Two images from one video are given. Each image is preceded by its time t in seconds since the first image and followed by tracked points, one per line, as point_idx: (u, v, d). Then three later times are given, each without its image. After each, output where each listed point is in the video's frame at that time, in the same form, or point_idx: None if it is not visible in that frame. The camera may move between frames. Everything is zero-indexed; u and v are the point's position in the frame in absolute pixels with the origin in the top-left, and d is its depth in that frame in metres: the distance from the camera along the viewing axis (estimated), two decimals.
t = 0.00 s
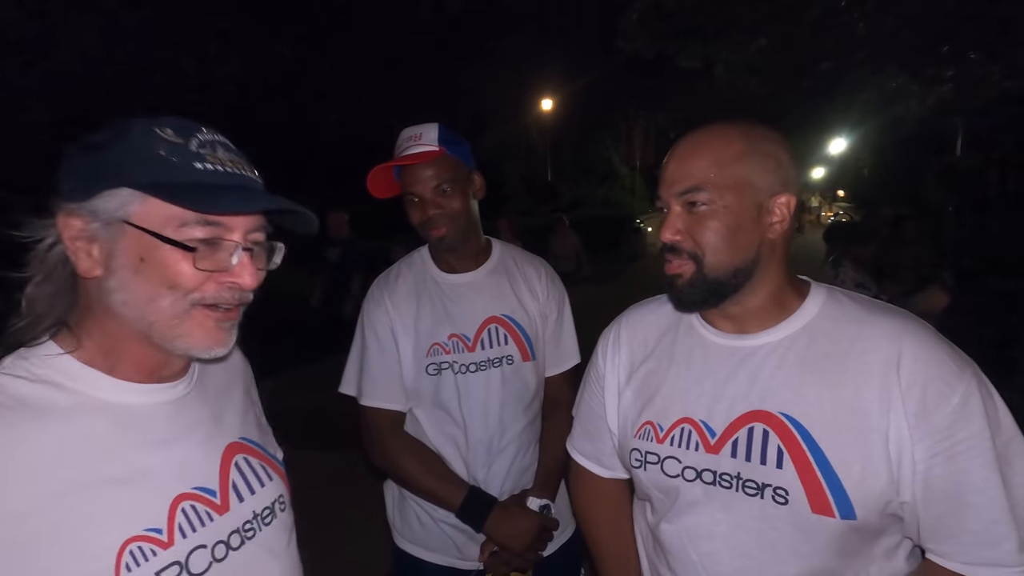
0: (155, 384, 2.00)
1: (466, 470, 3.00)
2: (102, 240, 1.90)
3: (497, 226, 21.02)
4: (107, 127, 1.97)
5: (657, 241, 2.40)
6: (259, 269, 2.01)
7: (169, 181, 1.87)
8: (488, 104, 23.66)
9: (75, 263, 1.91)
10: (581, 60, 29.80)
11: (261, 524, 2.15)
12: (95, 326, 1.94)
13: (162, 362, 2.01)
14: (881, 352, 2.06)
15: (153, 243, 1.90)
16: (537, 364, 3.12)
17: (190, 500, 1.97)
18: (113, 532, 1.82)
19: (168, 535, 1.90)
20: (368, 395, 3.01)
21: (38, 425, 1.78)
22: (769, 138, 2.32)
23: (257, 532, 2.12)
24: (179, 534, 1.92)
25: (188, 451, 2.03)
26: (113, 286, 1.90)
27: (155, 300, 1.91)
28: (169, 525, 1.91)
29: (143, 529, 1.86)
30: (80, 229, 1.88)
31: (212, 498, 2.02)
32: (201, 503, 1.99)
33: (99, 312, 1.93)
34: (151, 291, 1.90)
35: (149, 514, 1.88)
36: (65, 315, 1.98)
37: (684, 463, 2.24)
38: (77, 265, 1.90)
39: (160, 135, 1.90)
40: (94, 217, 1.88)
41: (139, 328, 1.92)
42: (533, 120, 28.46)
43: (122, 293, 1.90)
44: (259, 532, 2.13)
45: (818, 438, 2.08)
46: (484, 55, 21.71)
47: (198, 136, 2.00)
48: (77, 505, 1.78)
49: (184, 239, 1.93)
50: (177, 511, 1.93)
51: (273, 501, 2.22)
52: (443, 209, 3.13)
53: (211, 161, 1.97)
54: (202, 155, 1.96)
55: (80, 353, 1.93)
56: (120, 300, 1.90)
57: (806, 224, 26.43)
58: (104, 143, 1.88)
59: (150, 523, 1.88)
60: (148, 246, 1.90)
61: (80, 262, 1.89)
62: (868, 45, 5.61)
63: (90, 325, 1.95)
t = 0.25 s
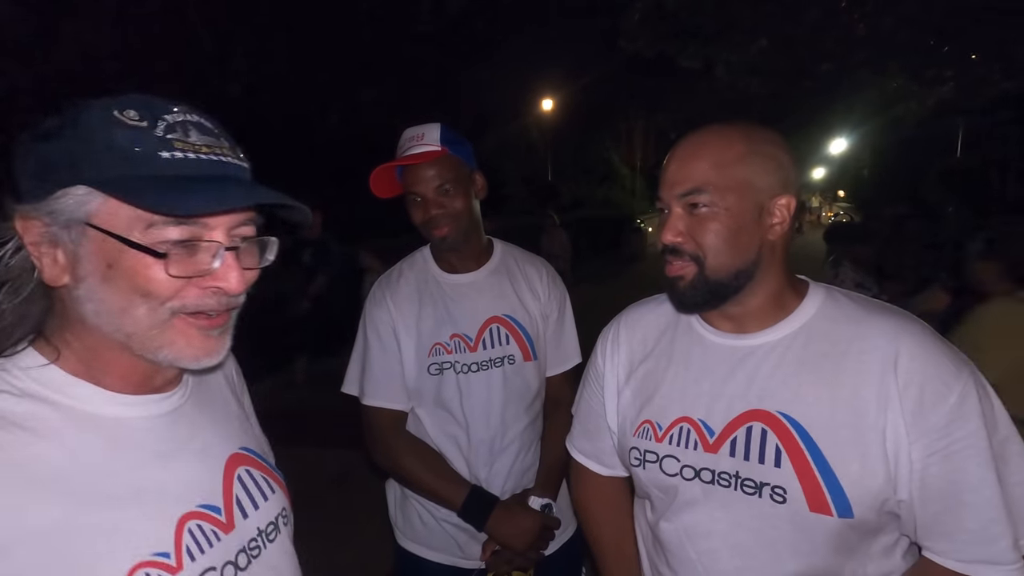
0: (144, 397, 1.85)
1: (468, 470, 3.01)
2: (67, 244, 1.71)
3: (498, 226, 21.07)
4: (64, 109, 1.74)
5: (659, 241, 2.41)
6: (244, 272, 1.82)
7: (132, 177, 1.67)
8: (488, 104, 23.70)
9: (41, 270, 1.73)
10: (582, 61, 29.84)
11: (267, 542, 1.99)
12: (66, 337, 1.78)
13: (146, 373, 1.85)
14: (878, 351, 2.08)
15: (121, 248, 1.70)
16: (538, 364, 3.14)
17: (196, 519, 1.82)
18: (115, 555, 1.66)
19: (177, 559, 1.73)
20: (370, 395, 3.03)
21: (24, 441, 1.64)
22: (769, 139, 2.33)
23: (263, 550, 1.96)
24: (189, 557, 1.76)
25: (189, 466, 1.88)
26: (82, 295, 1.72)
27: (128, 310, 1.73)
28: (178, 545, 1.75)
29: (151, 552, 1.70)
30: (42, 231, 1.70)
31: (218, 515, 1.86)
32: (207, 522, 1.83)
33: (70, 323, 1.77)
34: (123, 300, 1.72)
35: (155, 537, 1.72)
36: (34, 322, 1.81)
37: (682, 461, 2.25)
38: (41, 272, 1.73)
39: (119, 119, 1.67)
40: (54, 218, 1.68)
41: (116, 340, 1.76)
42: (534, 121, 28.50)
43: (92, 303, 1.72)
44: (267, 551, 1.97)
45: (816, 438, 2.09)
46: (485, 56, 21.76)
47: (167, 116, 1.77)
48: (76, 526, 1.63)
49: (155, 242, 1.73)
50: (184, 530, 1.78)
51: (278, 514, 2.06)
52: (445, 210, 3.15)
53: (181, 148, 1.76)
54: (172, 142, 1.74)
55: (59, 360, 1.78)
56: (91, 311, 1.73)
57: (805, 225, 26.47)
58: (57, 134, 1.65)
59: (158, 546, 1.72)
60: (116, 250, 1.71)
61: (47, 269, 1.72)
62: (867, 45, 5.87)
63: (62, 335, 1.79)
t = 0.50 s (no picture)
0: (163, 403, 1.81)
1: (472, 469, 3.04)
2: (120, 258, 1.66)
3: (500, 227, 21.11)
4: (30, 94, 1.58)
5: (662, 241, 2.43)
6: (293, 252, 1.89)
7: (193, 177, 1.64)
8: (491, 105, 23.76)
9: (85, 291, 1.65)
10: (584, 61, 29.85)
11: (274, 563, 1.96)
12: (118, 355, 1.73)
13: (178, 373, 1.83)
14: (878, 352, 2.09)
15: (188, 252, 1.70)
16: (541, 364, 3.15)
17: (208, 537, 1.78)
18: None
19: None
20: (374, 395, 3.06)
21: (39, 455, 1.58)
22: (770, 140, 2.35)
23: (270, 570, 1.93)
24: None
25: (204, 481, 1.83)
26: (147, 306, 1.69)
27: (200, 312, 1.74)
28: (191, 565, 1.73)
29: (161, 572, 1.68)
30: (82, 249, 1.62)
31: (228, 533, 1.83)
32: (218, 541, 1.80)
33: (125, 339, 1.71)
34: (194, 303, 1.73)
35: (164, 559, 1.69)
36: (55, 347, 1.70)
37: (683, 461, 2.27)
38: (90, 295, 1.65)
39: (147, 116, 1.62)
40: (105, 233, 1.63)
41: (183, 343, 1.76)
42: (536, 121, 28.53)
43: (160, 312, 1.70)
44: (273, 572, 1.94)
45: (815, 438, 2.11)
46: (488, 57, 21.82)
47: (185, 108, 1.72)
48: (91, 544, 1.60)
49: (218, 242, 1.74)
50: (197, 549, 1.75)
51: (286, 532, 2.03)
52: (449, 210, 3.17)
53: (218, 140, 1.74)
54: (207, 134, 1.72)
55: (84, 375, 1.71)
56: (160, 320, 1.70)
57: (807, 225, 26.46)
58: (70, 137, 1.54)
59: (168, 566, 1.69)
60: (184, 256, 1.70)
61: (95, 288, 1.65)
62: (869, 45, 5.92)
63: (105, 354, 1.72)
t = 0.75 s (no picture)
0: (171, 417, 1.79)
1: (474, 467, 3.06)
2: (144, 261, 1.69)
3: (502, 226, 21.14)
4: (58, 96, 1.59)
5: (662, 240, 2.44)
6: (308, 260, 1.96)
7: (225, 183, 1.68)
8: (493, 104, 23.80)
9: (102, 293, 1.66)
10: (587, 60, 29.84)
11: None
12: (138, 360, 1.75)
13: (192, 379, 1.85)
14: (878, 352, 2.11)
15: (211, 260, 1.76)
16: (543, 364, 3.18)
17: (209, 554, 1.72)
18: None
19: None
20: (377, 394, 3.08)
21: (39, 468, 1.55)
22: (771, 139, 2.37)
23: None
24: None
25: (205, 497, 1.78)
26: (168, 310, 1.73)
27: (218, 320, 1.79)
28: None
29: None
30: (103, 253, 1.63)
31: (229, 551, 1.77)
32: (218, 560, 1.74)
33: (142, 345, 1.74)
34: (214, 310, 1.78)
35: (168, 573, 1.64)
36: (68, 351, 1.71)
37: (684, 458, 2.29)
38: (107, 298, 1.66)
39: (183, 122, 1.65)
40: (131, 235, 1.66)
41: (199, 350, 1.80)
42: (538, 120, 28.54)
43: (180, 317, 1.74)
44: None
45: (815, 437, 2.13)
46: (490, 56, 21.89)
47: (215, 117, 1.75)
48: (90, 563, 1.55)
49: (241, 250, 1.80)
50: (197, 567, 1.69)
51: (287, 549, 1.98)
52: (452, 209, 3.20)
53: (248, 150, 1.80)
54: (238, 145, 1.77)
55: (93, 383, 1.70)
56: (180, 325, 1.75)
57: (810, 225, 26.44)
58: (105, 140, 1.55)
59: None
60: (206, 264, 1.75)
61: (111, 293, 1.66)
62: (871, 43, 5.93)
63: (114, 361, 1.73)
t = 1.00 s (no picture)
0: (148, 422, 1.77)
1: (472, 465, 3.06)
2: (125, 268, 1.65)
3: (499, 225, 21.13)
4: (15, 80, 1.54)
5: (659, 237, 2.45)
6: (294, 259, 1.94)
7: (210, 183, 1.65)
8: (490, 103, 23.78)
9: (77, 301, 1.62)
10: (582, 58, 29.79)
11: None
12: (116, 369, 1.72)
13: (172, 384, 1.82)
14: (875, 348, 2.12)
15: (196, 267, 1.72)
16: (540, 361, 3.18)
17: (196, 560, 1.72)
18: None
19: None
20: (375, 391, 3.08)
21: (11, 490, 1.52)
22: (768, 136, 2.37)
23: None
24: None
25: (190, 501, 1.77)
26: (151, 318, 1.70)
27: (202, 326, 1.76)
28: None
29: None
30: (79, 259, 1.59)
31: (216, 555, 1.77)
32: (206, 565, 1.74)
33: (122, 354, 1.71)
34: (197, 316, 1.75)
35: None
36: (35, 363, 1.64)
37: (681, 454, 2.30)
38: (82, 306, 1.62)
39: (159, 113, 1.60)
40: (109, 242, 1.61)
41: (181, 357, 1.77)
42: (534, 118, 28.52)
43: (162, 325, 1.71)
44: None
45: (812, 433, 2.13)
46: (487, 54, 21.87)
47: (193, 110, 1.71)
48: None
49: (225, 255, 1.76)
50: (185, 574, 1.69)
51: (276, 544, 1.99)
52: (449, 207, 3.20)
53: (228, 145, 1.75)
54: (217, 137, 1.72)
55: (62, 398, 1.67)
56: (162, 333, 1.72)
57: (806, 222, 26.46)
58: (80, 137, 1.50)
59: None
60: (191, 270, 1.72)
61: (87, 301, 1.62)
62: (867, 42, 5.93)
63: (89, 371, 1.69)
